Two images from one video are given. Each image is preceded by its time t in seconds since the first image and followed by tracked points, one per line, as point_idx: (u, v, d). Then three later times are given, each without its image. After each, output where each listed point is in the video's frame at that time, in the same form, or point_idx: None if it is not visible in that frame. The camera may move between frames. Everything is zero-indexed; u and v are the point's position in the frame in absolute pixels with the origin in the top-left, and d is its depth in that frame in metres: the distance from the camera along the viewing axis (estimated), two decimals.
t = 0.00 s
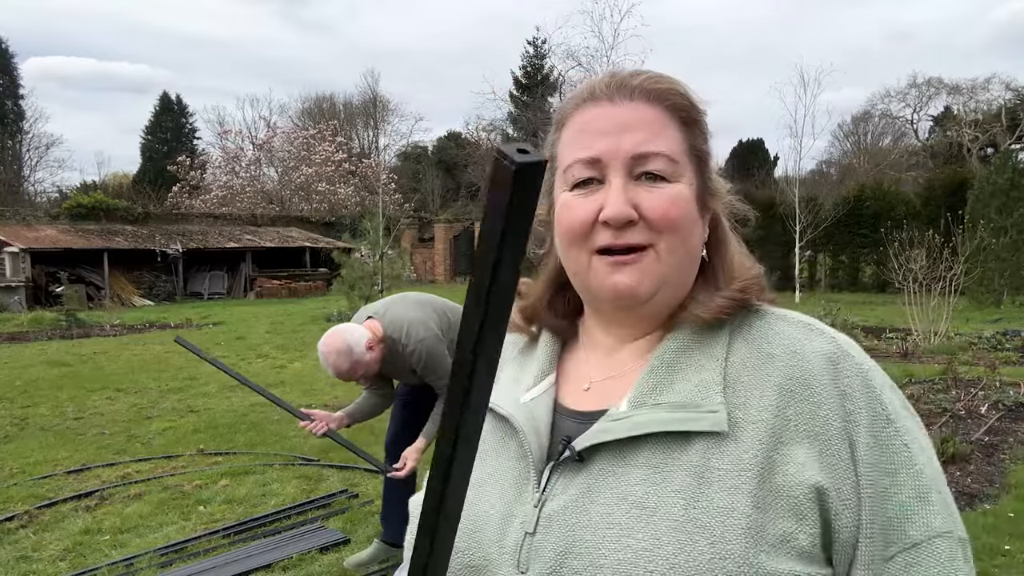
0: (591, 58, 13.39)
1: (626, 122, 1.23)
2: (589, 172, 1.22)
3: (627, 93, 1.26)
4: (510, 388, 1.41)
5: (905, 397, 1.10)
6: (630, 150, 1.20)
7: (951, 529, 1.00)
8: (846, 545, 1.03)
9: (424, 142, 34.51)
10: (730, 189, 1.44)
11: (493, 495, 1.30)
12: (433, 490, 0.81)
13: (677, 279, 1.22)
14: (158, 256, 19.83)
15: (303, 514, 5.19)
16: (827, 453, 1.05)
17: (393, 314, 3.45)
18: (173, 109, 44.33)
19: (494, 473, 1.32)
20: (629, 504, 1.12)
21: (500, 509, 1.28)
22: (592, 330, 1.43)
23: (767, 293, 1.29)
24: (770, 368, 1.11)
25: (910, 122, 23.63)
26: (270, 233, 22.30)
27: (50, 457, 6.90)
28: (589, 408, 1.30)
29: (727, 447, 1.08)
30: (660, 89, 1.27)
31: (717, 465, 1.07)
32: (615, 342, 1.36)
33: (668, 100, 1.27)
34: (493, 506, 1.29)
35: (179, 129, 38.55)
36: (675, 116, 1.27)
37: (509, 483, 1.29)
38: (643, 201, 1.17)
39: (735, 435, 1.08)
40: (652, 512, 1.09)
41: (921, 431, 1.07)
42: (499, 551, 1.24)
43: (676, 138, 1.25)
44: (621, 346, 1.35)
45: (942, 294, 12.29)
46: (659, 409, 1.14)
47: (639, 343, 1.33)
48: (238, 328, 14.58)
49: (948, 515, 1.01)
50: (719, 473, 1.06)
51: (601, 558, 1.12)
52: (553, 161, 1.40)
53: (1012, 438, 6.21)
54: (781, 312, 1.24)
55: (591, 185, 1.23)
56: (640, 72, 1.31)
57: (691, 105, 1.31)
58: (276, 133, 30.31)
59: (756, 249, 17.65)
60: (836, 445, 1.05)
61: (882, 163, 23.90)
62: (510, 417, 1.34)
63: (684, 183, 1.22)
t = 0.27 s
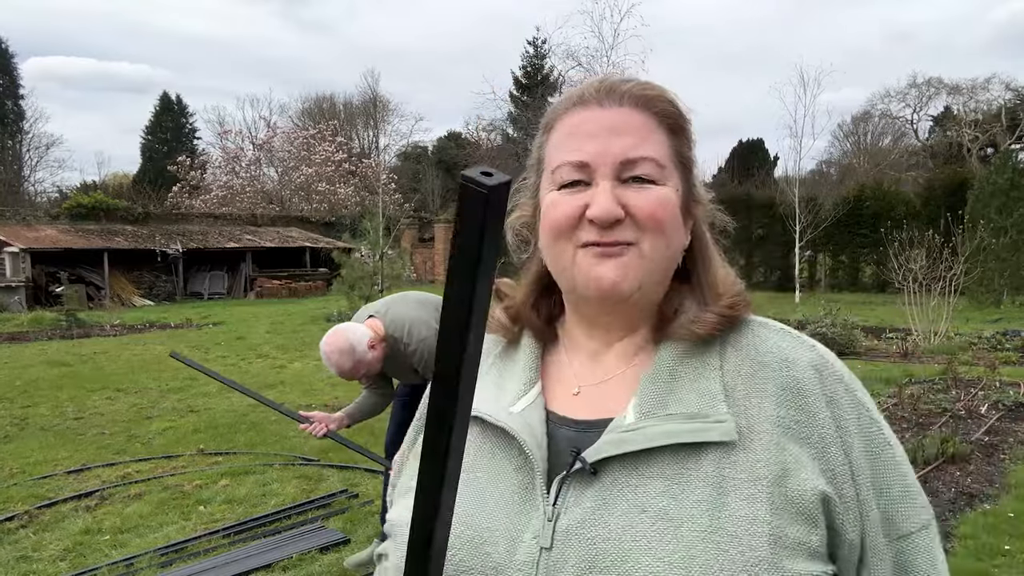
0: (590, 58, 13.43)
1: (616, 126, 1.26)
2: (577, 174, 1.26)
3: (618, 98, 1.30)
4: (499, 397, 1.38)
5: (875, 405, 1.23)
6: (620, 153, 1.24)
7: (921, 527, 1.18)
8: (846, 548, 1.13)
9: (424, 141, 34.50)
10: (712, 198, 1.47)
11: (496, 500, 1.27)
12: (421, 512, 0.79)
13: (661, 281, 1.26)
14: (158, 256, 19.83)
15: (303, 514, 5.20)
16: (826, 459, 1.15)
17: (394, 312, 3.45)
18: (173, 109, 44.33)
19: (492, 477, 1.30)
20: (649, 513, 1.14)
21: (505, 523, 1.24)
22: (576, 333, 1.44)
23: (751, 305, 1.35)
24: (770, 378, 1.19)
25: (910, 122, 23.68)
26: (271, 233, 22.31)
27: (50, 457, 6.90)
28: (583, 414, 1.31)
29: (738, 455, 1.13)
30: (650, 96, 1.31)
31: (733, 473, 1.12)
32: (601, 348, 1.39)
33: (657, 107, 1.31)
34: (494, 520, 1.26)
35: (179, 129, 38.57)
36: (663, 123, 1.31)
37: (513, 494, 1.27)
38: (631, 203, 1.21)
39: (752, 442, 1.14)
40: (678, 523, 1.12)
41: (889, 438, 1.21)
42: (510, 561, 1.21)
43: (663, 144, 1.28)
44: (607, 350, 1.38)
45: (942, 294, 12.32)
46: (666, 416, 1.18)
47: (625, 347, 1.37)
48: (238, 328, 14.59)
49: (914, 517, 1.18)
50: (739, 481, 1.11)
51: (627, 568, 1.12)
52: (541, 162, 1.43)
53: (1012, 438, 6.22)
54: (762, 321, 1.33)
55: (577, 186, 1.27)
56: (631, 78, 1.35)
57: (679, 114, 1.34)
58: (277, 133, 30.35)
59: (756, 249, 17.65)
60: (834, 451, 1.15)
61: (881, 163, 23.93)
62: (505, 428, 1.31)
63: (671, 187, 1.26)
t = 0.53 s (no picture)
0: (591, 58, 13.43)
1: (612, 143, 1.29)
2: (572, 189, 1.31)
3: (612, 112, 1.32)
4: (500, 391, 1.38)
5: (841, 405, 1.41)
6: (615, 169, 1.28)
7: (888, 505, 1.40)
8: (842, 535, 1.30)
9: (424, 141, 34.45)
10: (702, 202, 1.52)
11: (507, 498, 1.28)
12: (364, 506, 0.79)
13: (658, 294, 1.32)
14: (158, 256, 19.83)
15: (304, 514, 5.21)
16: (818, 452, 1.31)
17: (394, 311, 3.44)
18: (173, 109, 44.34)
19: (500, 474, 1.31)
20: (671, 505, 1.22)
21: (518, 515, 1.27)
22: (567, 330, 1.46)
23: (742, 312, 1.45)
24: (768, 379, 1.33)
25: (910, 122, 23.67)
26: (270, 233, 22.30)
27: (50, 457, 6.90)
28: (591, 409, 1.34)
29: (748, 450, 1.25)
30: (645, 110, 1.33)
31: (746, 467, 1.24)
32: (593, 348, 1.41)
33: (653, 121, 1.33)
34: (507, 512, 1.27)
35: (179, 129, 38.56)
36: (658, 136, 1.34)
37: (523, 486, 1.29)
38: (626, 222, 1.26)
39: (758, 439, 1.26)
40: (703, 516, 1.21)
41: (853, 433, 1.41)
42: (530, 557, 1.24)
43: (657, 159, 1.32)
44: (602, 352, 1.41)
45: (942, 294, 12.30)
46: (676, 414, 1.27)
47: (621, 349, 1.40)
48: (238, 328, 14.59)
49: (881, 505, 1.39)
50: (753, 475, 1.24)
51: (655, 560, 1.19)
52: (533, 172, 1.45)
53: (1012, 438, 6.22)
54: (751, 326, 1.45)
55: (573, 204, 1.31)
56: (625, 88, 1.36)
57: (673, 127, 1.37)
58: (277, 133, 30.33)
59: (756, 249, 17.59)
60: (825, 443, 1.32)
61: (882, 163, 23.89)
62: (512, 421, 1.32)
63: (665, 203, 1.31)
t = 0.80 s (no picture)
0: (591, 58, 13.45)
1: (600, 148, 1.29)
2: (561, 198, 1.30)
3: (597, 117, 1.32)
4: (492, 398, 1.36)
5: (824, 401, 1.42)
6: (605, 176, 1.28)
7: (879, 497, 1.41)
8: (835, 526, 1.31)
9: (424, 141, 34.46)
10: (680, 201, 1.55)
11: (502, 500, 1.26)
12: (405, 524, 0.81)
13: (647, 295, 1.34)
14: (158, 256, 19.84)
15: (305, 513, 5.22)
16: (804, 443, 1.33)
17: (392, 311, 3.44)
18: (173, 109, 44.42)
19: (497, 483, 1.28)
20: (670, 504, 1.22)
21: (517, 523, 1.24)
22: (554, 333, 1.46)
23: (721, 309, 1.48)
24: (751, 375, 1.36)
25: (910, 122, 23.69)
26: (270, 233, 22.31)
27: (50, 457, 6.91)
28: (586, 414, 1.33)
29: (739, 446, 1.27)
30: (630, 114, 1.33)
31: (739, 462, 1.25)
32: (583, 351, 1.42)
33: (638, 124, 1.34)
34: (505, 520, 1.25)
35: (179, 129, 38.58)
36: (642, 139, 1.35)
37: (519, 495, 1.26)
38: (617, 228, 1.27)
39: (747, 438, 1.27)
40: (702, 515, 1.21)
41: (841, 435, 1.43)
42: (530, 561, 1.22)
43: (643, 163, 1.33)
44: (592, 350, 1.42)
45: (942, 294, 12.30)
46: (668, 415, 1.27)
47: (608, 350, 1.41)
48: (238, 328, 14.59)
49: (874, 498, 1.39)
50: (746, 471, 1.24)
51: (656, 559, 1.19)
52: (518, 178, 1.44)
53: (1012, 438, 6.22)
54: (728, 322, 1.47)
55: (563, 210, 1.31)
56: (607, 92, 1.36)
57: (655, 129, 1.38)
58: (276, 133, 30.34)
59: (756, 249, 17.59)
60: (812, 437, 1.34)
61: (882, 163, 23.90)
62: (506, 429, 1.30)
63: (653, 206, 1.32)
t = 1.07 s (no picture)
0: (591, 58, 13.47)
1: (588, 146, 1.30)
2: (552, 195, 1.33)
3: (587, 115, 1.32)
4: (479, 397, 1.36)
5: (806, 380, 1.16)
6: (594, 173, 1.29)
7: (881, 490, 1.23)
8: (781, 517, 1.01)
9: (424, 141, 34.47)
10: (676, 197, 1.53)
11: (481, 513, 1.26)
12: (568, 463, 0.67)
13: (637, 293, 1.34)
14: (158, 256, 19.84)
15: (305, 513, 5.22)
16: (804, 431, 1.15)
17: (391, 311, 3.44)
18: (173, 109, 44.45)
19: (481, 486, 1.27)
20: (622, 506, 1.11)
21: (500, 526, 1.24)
22: (551, 332, 1.50)
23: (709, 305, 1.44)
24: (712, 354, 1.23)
25: (910, 122, 23.71)
26: (271, 233, 22.32)
27: (50, 457, 6.91)
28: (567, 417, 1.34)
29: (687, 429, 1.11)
30: (619, 111, 1.33)
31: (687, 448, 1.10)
32: (578, 349, 1.45)
33: (627, 121, 1.33)
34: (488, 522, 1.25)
35: (180, 129, 38.60)
36: (632, 136, 1.34)
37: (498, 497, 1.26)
38: (606, 223, 1.28)
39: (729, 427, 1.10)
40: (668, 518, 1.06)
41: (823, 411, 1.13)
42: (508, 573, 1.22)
43: (633, 160, 1.32)
44: (584, 348, 1.45)
45: (941, 294, 12.30)
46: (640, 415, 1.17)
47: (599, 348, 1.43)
48: (238, 328, 14.60)
49: (885, 506, 1.01)
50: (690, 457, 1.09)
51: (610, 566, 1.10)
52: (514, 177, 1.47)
53: (1012, 438, 6.22)
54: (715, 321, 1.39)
55: (554, 208, 1.33)
56: (599, 90, 1.37)
57: (645, 124, 1.36)
58: (277, 133, 30.35)
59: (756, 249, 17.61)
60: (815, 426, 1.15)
61: (882, 163, 23.91)
62: (489, 431, 1.31)
63: (643, 202, 1.31)
